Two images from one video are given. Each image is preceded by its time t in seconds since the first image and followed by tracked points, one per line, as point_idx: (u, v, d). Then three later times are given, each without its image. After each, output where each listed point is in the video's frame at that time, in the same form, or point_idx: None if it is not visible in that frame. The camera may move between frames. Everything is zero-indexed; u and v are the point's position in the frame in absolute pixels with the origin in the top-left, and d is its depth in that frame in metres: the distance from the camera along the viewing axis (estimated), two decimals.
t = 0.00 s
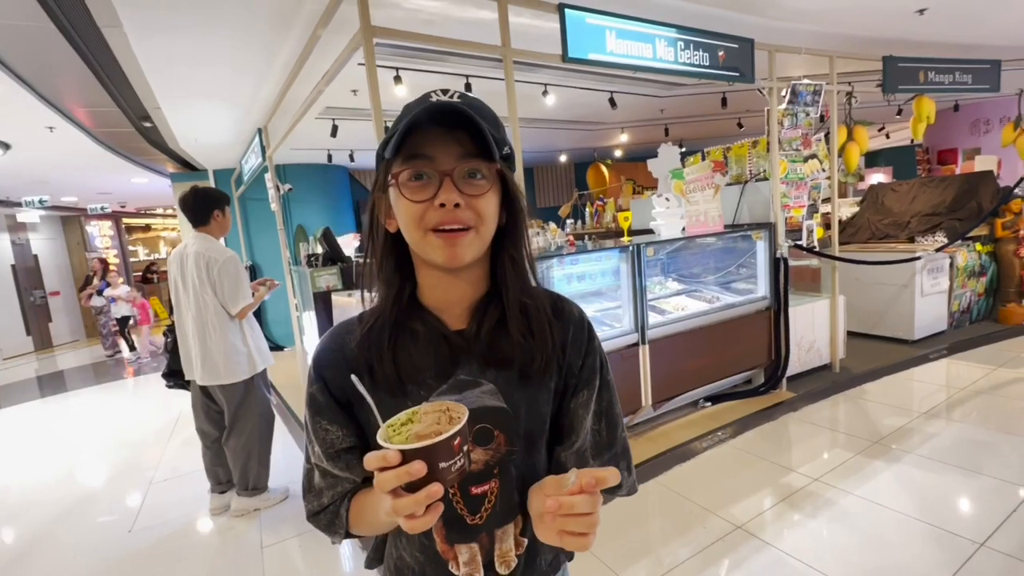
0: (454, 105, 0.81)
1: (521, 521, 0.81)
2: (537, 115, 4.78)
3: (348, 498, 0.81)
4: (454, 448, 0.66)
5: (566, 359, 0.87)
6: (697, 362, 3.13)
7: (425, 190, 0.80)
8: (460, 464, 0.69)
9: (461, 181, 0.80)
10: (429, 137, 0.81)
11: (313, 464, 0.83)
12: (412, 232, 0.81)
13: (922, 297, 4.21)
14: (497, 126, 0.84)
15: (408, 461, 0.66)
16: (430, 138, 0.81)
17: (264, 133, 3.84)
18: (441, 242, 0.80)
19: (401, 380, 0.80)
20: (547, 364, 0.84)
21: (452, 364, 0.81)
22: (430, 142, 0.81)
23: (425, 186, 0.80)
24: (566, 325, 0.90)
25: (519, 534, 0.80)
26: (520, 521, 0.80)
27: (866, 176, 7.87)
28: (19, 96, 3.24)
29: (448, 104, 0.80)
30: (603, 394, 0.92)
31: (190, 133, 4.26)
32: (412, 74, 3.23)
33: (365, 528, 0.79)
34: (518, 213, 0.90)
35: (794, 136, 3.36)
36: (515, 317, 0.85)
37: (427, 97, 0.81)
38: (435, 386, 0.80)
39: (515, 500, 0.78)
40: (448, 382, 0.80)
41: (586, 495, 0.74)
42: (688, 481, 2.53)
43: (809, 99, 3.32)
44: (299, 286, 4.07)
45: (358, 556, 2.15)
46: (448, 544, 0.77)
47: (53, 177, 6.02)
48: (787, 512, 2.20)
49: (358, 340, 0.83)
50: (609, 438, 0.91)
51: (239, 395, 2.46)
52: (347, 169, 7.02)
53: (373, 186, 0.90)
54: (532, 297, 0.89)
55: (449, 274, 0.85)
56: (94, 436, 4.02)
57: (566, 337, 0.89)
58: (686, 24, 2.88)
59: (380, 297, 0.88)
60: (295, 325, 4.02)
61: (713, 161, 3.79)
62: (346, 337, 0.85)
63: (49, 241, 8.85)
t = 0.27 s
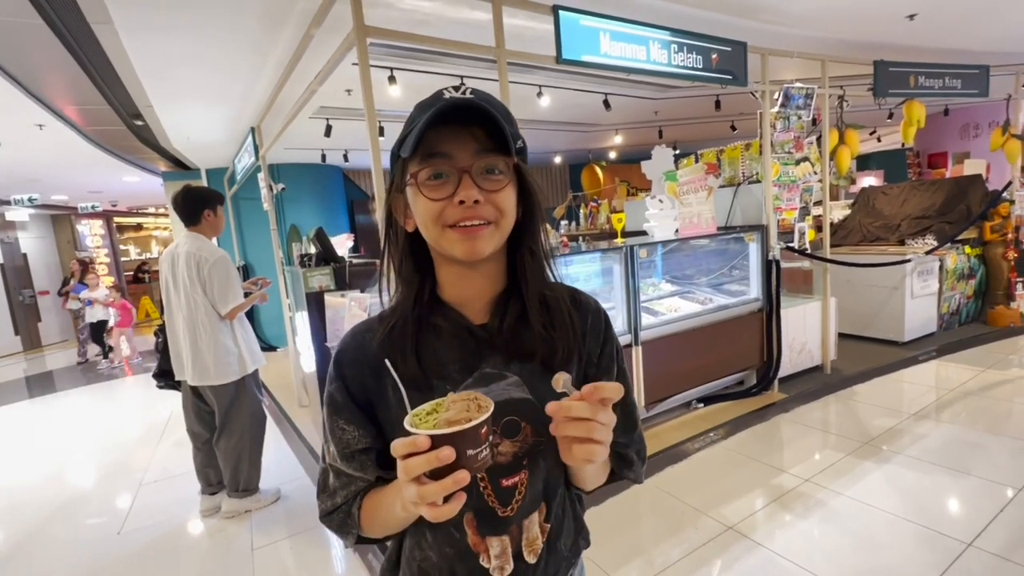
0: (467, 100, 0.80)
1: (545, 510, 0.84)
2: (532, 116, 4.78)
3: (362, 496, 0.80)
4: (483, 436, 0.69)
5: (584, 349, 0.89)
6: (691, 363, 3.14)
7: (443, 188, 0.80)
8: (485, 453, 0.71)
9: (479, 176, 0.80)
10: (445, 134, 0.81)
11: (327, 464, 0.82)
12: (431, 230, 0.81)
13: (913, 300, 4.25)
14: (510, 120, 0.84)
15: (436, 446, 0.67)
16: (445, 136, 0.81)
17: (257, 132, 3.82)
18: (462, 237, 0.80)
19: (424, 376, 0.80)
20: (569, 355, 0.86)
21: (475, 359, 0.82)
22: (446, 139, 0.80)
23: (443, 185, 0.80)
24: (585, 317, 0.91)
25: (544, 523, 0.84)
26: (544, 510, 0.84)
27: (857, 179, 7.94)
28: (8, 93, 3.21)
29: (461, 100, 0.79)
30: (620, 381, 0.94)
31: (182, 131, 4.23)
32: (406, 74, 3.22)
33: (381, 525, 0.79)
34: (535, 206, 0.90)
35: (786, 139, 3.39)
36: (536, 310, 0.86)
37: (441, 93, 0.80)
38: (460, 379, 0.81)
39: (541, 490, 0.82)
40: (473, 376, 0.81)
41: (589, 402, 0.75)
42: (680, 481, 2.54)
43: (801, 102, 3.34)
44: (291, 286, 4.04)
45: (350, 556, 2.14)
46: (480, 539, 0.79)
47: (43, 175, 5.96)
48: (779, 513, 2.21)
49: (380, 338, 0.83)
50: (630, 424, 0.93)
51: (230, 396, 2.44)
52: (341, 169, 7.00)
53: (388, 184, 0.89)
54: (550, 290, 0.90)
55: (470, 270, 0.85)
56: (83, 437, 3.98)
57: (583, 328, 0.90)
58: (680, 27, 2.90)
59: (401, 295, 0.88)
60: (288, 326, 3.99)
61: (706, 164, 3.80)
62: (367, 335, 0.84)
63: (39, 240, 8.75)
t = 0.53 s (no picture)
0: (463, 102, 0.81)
1: (567, 505, 0.84)
2: (527, 117, 4.79)
3: (367, 485, 0.79)
4: (482, 437, 0.69)
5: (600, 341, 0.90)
6: (685, 363, 3.16)
7: (448, 192, 0.80)
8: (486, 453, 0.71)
9: (483, 176, 0.80)
10: (446, 139, 0.81)
11: (335, 455, 0.82)
12: (441, 233, 0.81)
13: (904, 301, 4.28)
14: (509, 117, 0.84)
15: (435, 445, 0.67)
16: (446, 140, 0.81)
17: (251, 131, 3.80)
18: (472, 237, 0.80)
19: (441, 374, 0.80)
20: (584, 347, 0.86)
21: (493, 356, 0.81)
22: (447, 143, 0.81)
23: (448, 188, 0.80)
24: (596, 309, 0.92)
25: (566, 517, 0.83)
26: (567, 505, 0.83)
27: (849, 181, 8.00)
28: None
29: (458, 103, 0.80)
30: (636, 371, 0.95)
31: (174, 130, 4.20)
32: (401, 74, 3.22)
33: (388, 515, 0.78)
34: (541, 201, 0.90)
35: (779, 141, 3.41)
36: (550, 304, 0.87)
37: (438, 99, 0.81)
38: (479, 375, 0.80)
39: (562, 484, 0.82)
40: (491, 371, 0.80)
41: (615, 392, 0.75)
42: (675, 482, 2.55)
43: (794, 104, 3.36)
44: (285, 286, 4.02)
45: (342, 558, 2.13)
46: (504, 536, 0.78)
47: (34, 174, 5.91)
48: (771, 513, 2.22)
49: (395, 339, 0.82)
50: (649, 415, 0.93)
51: (223, 396, 2.42)
52: (335, 169, 6.98)
53: (396, 191, 0.89)
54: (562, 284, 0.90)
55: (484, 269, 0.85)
56: (74, 438, 3.94)
57: (597, 320, 0.90)
58: (674, 29, 2.91)
59: (415, 296, 0.88)
60: (281, 326, 3.97)
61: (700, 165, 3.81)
62: (383, 335, 0.84)
63: (29, 239, 8.67)
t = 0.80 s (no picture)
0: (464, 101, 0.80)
1: (583, 506, 0.83)
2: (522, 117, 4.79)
3: (392, 483, 0.81)
4: (481, 450, 0.69)
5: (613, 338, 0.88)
6: (680, 363, 3.17)
7: (454, 192, 0.80)
8: (488, 465, 0.71)
9: (487, 176, 0.80)
10: (450, 140, 0.81)
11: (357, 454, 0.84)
12: (449, 234, 0.81)
13: (896, 301, 4.32)
14: (513, 113, 0.83)
15: (433, 458, 0.68)
16: (450, 141, 0.81)
17: (244, 130, 3.77)
18: (479, 237, 0.80)
19: (454, 374, 0.80)
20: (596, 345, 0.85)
21: (504, 356, 0.81)
22: (451, 144, 0.81)
23: (453, 189, 0.80)
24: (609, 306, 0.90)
25: (582, 518, 0.83)
26: (582, 506, 0.83)
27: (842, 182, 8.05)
28: None
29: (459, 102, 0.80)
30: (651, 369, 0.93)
31: (167, 129, 4.17)
32: (396, 73, 3.21)
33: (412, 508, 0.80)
34: (550, 198, 0.89)
35: (772, 142, 3.42)
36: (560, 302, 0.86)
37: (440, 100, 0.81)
38: (492, 375, 0.81)
39: (577, 485, 0.82)
40: (505, 371, 0.80)
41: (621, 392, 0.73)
42: (669, 481, 2.55)
43: (787, 106, 3.38)
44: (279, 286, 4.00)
45: (335, 559, 2.13)
46: (518, 534, 0.79)
47: (24, 172, 5.85)
48: (765, 512, 2.23)
49: (408, 340, 0.83)
50: (665, 412, 0.91)
51: (215, 397, 2.41)
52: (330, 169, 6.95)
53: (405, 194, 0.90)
54: (573, 282, 0.89)
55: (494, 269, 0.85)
56: (64, 439, 3.91)
57: (608, 318, 0.89)
58: (668, 29, 2.91)
59: (426, 298, 0.88)
60: (275, 327, 3.95)
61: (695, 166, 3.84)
62: (396, 336, 0.85)
63: (19, 238, 8.59)
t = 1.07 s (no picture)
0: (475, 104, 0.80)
1: (588, 509, 0.84)
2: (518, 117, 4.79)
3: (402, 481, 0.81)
4: (466, 452, 0.71)
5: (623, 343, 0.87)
6: (675, 364, 3.17)
7: (463, 197, 0.80)
8: (476, 466, 0.73)
9: (497, 181, 0.80)
10: (461, 143, 0.81)
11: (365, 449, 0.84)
12: (458, 238, 0.81)
13: (889, 301, 4.34)
14: (525, 117, 0.83)
15: (419, 459, 0.70)
16: (461, 144, 0.81)
17: (239, 129, 3.76)
18: (487, 242, 0.80)
19: (461, 375, 0.80)
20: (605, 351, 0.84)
21: (511, 358, 0.81)
22: (462, 148, 0.81)
23: (463, 193, 0.80)
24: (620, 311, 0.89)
25: (586, 522, 0.84)
26: (587, 509, 0.84)
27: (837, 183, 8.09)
28: None
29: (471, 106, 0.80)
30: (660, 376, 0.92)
31: (161, 128, 4.15)
32: (392, 73, 3.20)
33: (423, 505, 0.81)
34: (560, 202, 0.88)
35: (768, 143, 3.43)
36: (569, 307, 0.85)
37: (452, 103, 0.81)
38: (499, 377, 0.80)
39: (581, 488, 0.82)
40: (510, 373, 0.80)
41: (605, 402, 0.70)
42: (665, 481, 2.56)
43: (782, 107, 3.40)
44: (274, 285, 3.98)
45: (330, 560, 2.12)
46: (521, 534, 0.79)
47: (16, 171, 5.81)
48: (759, 511, 2.24)
49: (416, 340, 0.84)
50: (674, 418, 0.90)
51: (210, 397, 2.40)
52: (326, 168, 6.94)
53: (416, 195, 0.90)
54: (583, 287, 0.88)
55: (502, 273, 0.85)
56: (56, 440, 3.88)
57: (619, 323, 0.88)
58: (664, 30, 2.92)
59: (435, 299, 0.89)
60: (270, 326, 3.94)
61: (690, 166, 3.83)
62: (404, 335, 0.86)
63: (11, 237, 8.52)
